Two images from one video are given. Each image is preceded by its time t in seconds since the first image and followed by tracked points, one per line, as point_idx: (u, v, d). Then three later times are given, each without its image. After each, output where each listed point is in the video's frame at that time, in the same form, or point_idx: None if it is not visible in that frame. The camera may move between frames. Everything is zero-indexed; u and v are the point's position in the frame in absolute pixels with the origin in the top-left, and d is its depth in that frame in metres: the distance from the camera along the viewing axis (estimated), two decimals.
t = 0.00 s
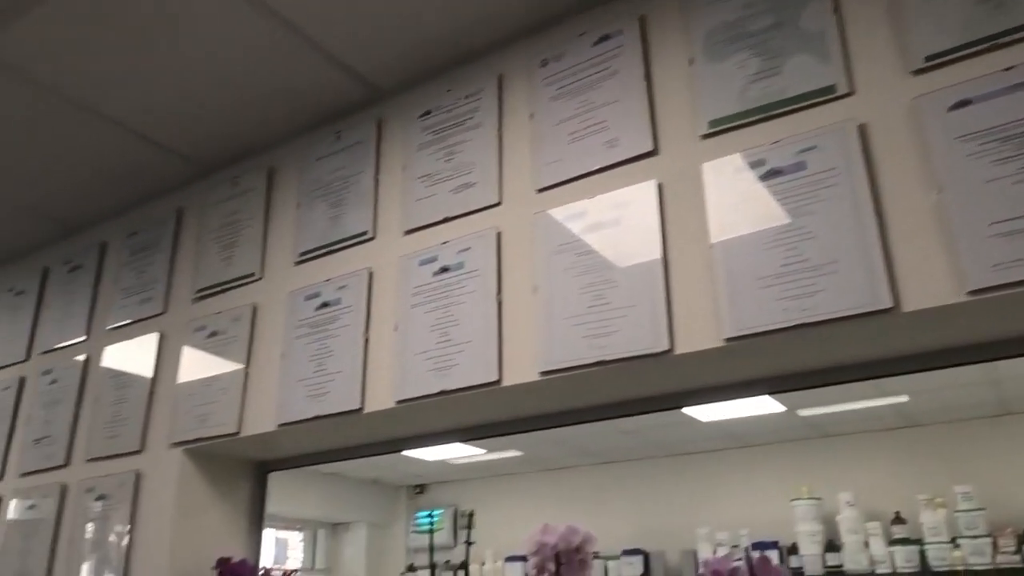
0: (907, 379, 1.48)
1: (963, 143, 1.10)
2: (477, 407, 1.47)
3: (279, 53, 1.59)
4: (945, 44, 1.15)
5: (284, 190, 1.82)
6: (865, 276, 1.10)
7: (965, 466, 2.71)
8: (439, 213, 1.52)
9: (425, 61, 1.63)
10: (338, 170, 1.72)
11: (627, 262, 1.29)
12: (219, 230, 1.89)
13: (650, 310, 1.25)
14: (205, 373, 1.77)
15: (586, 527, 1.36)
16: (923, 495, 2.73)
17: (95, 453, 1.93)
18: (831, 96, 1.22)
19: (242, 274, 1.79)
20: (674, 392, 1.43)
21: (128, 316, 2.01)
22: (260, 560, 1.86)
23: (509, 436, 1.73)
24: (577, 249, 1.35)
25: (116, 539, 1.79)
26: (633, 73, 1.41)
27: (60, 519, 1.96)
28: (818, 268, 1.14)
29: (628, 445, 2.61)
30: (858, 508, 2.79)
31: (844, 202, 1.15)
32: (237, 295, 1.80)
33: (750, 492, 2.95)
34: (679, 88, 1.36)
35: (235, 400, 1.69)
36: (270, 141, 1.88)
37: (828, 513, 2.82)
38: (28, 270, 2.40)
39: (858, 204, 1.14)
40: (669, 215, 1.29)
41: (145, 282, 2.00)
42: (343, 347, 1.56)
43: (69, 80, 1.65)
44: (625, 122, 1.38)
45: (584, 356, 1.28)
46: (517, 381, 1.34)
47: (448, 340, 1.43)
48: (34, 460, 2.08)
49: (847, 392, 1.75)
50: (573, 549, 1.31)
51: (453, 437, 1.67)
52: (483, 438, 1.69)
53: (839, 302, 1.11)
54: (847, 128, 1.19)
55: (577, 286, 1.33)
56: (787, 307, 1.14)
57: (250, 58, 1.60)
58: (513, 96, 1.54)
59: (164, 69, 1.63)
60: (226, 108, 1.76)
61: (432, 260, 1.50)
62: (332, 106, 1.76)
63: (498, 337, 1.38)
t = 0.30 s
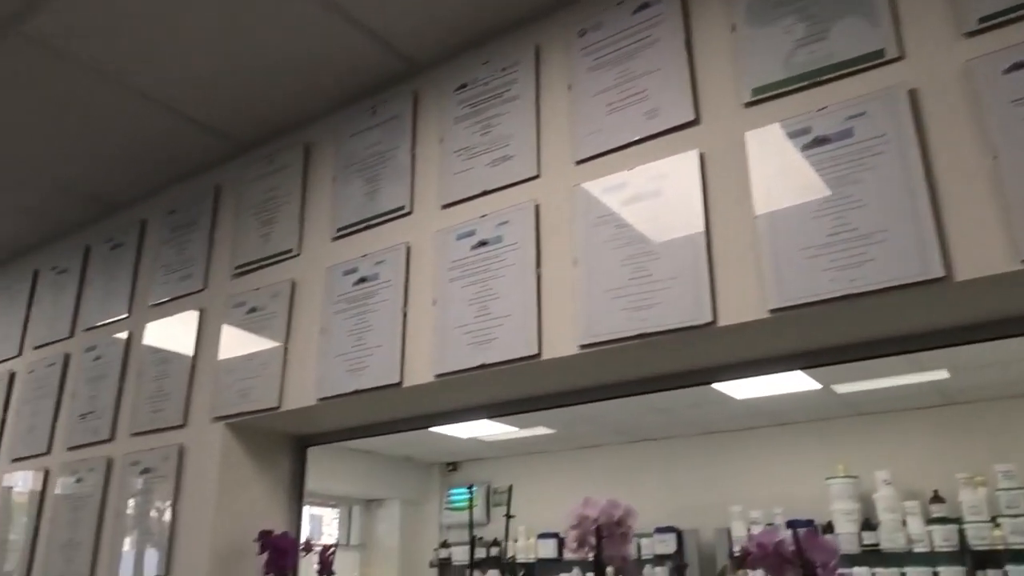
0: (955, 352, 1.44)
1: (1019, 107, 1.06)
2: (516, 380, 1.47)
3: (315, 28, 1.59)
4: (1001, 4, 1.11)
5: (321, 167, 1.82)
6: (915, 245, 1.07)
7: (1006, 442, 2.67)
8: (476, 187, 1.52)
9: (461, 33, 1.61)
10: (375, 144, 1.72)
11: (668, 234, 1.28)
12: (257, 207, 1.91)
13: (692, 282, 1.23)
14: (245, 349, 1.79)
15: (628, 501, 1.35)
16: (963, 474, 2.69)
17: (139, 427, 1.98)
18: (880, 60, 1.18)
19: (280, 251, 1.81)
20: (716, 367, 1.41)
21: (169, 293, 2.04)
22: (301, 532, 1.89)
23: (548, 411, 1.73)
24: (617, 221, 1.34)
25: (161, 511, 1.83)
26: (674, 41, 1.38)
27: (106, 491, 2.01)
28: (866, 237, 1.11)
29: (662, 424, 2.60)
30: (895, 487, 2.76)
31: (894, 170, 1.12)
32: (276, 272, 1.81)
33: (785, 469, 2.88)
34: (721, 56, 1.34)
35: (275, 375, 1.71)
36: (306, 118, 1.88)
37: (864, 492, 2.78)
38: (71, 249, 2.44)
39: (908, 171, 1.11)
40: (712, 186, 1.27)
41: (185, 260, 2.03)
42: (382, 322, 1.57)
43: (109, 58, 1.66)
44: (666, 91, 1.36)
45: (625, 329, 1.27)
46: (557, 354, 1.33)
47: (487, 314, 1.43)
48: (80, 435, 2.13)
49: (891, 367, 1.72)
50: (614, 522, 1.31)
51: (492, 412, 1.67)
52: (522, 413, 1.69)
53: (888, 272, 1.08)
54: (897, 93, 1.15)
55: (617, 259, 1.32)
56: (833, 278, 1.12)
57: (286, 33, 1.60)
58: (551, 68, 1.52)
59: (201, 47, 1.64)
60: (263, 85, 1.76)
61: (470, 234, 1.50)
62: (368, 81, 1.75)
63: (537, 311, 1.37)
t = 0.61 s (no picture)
0: (1000, 330, 1.41)
1: None
2: (549, 360, 1.47)
3: (344, 9, 1.58)
4: None
5: (351, 149, 1.82)
6: (960, 218, 1.04)
7: None
8: (508, 166, 1.51)
9: (491, 12, 1.60)
10: (405, 125, 1.72)
11: (705, 210, 1.26)
12: (288, 190, 1.91)
13: (729, 259, 1.21)
14: (278, 331, 1.81)
15: (665, 480, 1.34)
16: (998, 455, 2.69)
17: (175, 410, 2.00)
18: (923, 29, 1.15)
19: (312, 234, 1.81)
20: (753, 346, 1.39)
21: (202, 277, 2.06)
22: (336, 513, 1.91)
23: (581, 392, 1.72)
24: (652, 199, 1.32)
25: (200, 491, 1.86)
26: (709, 14, 1.36)
27: (144, 473, 2.04)
28: (909, 211, 1.09)
29: (692, 406, 2.60)
30: (930, 470, 2.75)
31: (938, 142, 1.09)
32: (308, 254, 1.82)
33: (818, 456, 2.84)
34: (758, 29, 1.31)
35: (308, 357, 1.72)
36: (336, 100, 1.88)
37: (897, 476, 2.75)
38: (105, 234, 2.48)
39: (953, 143, 1.08)
40: (749, 161, 1.25)
41: (218, 243, 2.05)
42: (415, 303, 1.57)
43: (141, 43, 1.68)
44: (700, 66, 1.34)
45: (660, 308, 1.26)
46: (592, 334, 1.32)
47: (520, 294, 1.42)
48: (118, 417, 2.17)
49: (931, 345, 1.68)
50: (651, 501, 1.31)
51: (525, 392, 1.67)
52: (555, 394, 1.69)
53: (932, 246, 1.06)
54: (941, 62, 1.12)
55: (653, 237, 1.30)
56: (875, 253, 1.10)
57: (315, 15, 1.60)
58: (582, 45, 1.50)
59: (232, 30, 1.64)
60: (293, 68, 1.76)
61: (502, 214, 1.49)
62: (398, 62, 1.75)
63: (571, 290, 1.36)
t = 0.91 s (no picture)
0: None
1: None
2: (591, 338, 1.46)
3: None
4: None
5: (389, 129, 1.83)
6: (1020, 187, 1.01)
7: None
8: (548, 143, 1.50)
9: None
10: (444, 104, 1.71)
11: (751, 183, 1.24)
12: (327, 171, 1.93)
13: (777, 232, 1.19)
14: (320, 312, 1.82)
15: (711, 457, 1.33)
16: None
17: (219, 390, 2.03)
18: None
19: (351, 215, 1.82)
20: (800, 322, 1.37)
21: (244, 259, 2.08)
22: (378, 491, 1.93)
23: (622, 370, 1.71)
24: (696, 173, 1.30)
25: (239, 474, 1.90)
26: None
27: (190, 452, 2.08)
28: (966, 181, 1.06)
29: (730, 387, 2.58)
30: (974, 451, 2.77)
31: (996, 108, 1.05)
32: (348, 235, 1.83)
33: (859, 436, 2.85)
34: None
35: (350, 337, 1.74)
36: (374, 80, 1.88)
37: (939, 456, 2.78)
38: (147, 219, 2.52)
39: (1012, 109, 1.04)
40: (796, 133, 1.22)
41: (259, 225, 2.07)
42: (455, 282, 1.57)
43: (181, 28, 1.69)
44: (745, 36, 1.31)
45: (706, 283, 1.24)
46: (635, 310, 1.31)
47: (562, 271, 1.41)
48: (163, 398, 2.21)
49: (983, 321, 1.64)
50: (696, 479, 1.30)
51: (566, 371, 1.66)
52: (596, 373, 1.68)
53: (990, 217, 1.02)
54: (999, 27, 1.08)
55: (697, 212, 1.28)
56: (929, 224, 1.07)
57: None
58: (623, 18, 1.48)
59: (271, 11, 1.64)
60: (331, 49, 1.76)
61: (542, 191, 1.48)
62: (435, 40, 1.74)
63: (613, 267, 1.35)
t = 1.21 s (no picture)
0: None
1: None
2: (624, 313, 1.45)
3: None
4: None
5: (418, 105, 1.82)
6: None
7: None
8: (579, 116, 1.49)
9: None
10: (472, 79, 1.70)
11: (788, 153, 1.21)
12: (357, 149, 1.93)
13: (815, 202, 1.17)
14: (351, 289, 1.83)
15: (748, 430, 1.31)
16: None
17: (252, 368, 2.06)
18: None
19: (381, 192, 1.83)
20: (838, 296, 1.34)
21: (274, 238, 2.10)
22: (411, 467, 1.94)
23: (654, 346, 1.70)
24: (731, 144, 1.28)
25: (271, 454, 1.93)
26: None
27: (225, 429, 2.11)
28: (1013, 146, 1.02)
29: (759, 363, 2.56)
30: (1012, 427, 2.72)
31: None
32: (377, 212, 1.83)
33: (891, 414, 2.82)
34: None
35: (381, 314, 1.74)
36: (402, 57, 1.87)
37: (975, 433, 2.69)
38: (179, 200, 2.54)
39: None
40: (835, 100, 1.19)
41: (289, 204, 2.08)
42: (487, 258, 1.57)
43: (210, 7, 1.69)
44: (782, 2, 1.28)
45: (742, 254, 1.22)
46: (670, 283, 1.30)
47: (595, 245, 1.41)
48: (197, 376, 2.24)
49: None
50: (733, 453, 1.29)
51: (598, 347, 1.65)
52: (628, 348, 1.67)
53: None
54: None
55: (732, 183, 1.26)
56: (974, 192, 1.04)
57: None
58: None
59: None
60: (359, 26, 1.76)
61: (574, 164, 1.47)
62: (463, 15, 1.73)
63: (647, 240, 1.34)
